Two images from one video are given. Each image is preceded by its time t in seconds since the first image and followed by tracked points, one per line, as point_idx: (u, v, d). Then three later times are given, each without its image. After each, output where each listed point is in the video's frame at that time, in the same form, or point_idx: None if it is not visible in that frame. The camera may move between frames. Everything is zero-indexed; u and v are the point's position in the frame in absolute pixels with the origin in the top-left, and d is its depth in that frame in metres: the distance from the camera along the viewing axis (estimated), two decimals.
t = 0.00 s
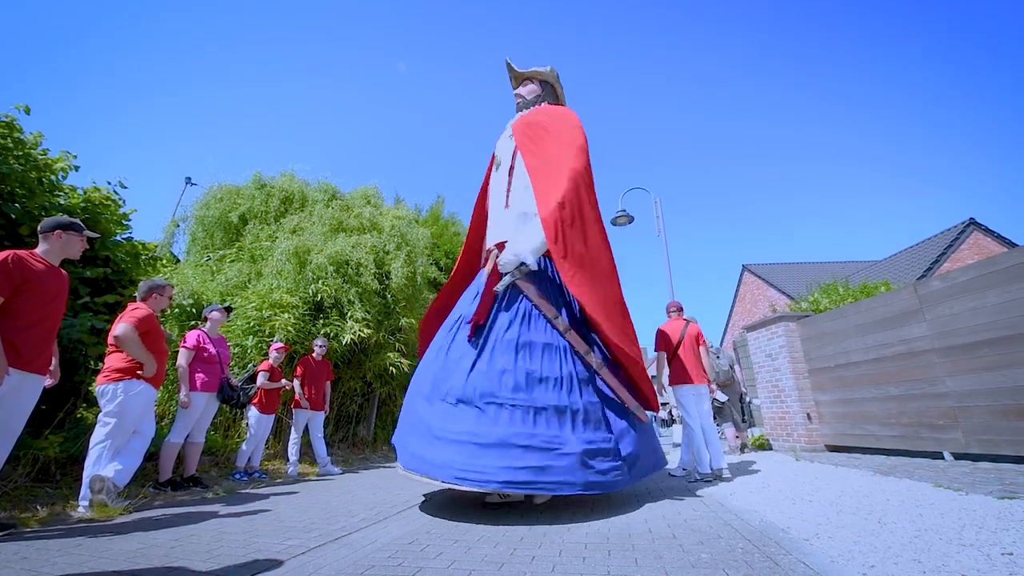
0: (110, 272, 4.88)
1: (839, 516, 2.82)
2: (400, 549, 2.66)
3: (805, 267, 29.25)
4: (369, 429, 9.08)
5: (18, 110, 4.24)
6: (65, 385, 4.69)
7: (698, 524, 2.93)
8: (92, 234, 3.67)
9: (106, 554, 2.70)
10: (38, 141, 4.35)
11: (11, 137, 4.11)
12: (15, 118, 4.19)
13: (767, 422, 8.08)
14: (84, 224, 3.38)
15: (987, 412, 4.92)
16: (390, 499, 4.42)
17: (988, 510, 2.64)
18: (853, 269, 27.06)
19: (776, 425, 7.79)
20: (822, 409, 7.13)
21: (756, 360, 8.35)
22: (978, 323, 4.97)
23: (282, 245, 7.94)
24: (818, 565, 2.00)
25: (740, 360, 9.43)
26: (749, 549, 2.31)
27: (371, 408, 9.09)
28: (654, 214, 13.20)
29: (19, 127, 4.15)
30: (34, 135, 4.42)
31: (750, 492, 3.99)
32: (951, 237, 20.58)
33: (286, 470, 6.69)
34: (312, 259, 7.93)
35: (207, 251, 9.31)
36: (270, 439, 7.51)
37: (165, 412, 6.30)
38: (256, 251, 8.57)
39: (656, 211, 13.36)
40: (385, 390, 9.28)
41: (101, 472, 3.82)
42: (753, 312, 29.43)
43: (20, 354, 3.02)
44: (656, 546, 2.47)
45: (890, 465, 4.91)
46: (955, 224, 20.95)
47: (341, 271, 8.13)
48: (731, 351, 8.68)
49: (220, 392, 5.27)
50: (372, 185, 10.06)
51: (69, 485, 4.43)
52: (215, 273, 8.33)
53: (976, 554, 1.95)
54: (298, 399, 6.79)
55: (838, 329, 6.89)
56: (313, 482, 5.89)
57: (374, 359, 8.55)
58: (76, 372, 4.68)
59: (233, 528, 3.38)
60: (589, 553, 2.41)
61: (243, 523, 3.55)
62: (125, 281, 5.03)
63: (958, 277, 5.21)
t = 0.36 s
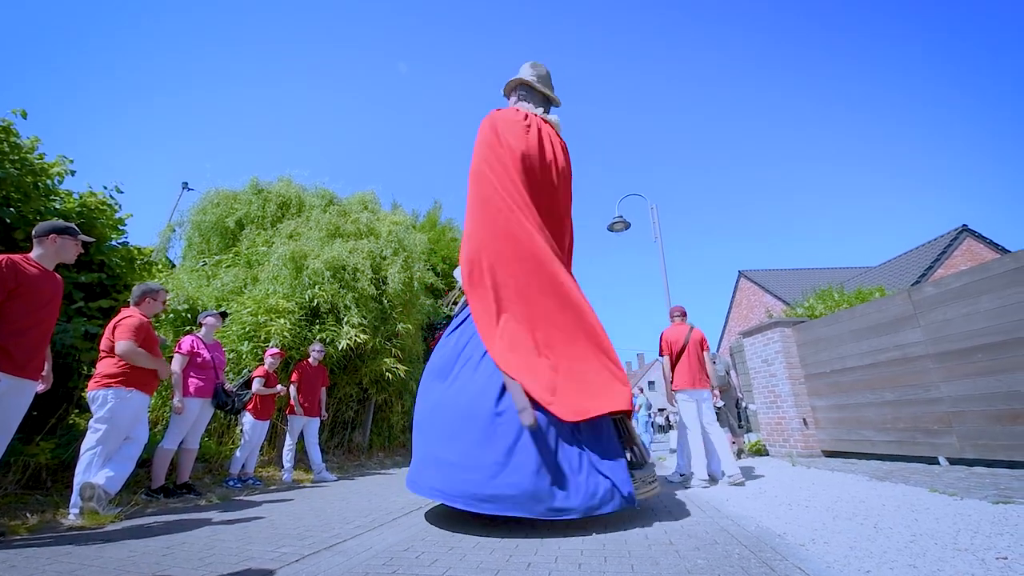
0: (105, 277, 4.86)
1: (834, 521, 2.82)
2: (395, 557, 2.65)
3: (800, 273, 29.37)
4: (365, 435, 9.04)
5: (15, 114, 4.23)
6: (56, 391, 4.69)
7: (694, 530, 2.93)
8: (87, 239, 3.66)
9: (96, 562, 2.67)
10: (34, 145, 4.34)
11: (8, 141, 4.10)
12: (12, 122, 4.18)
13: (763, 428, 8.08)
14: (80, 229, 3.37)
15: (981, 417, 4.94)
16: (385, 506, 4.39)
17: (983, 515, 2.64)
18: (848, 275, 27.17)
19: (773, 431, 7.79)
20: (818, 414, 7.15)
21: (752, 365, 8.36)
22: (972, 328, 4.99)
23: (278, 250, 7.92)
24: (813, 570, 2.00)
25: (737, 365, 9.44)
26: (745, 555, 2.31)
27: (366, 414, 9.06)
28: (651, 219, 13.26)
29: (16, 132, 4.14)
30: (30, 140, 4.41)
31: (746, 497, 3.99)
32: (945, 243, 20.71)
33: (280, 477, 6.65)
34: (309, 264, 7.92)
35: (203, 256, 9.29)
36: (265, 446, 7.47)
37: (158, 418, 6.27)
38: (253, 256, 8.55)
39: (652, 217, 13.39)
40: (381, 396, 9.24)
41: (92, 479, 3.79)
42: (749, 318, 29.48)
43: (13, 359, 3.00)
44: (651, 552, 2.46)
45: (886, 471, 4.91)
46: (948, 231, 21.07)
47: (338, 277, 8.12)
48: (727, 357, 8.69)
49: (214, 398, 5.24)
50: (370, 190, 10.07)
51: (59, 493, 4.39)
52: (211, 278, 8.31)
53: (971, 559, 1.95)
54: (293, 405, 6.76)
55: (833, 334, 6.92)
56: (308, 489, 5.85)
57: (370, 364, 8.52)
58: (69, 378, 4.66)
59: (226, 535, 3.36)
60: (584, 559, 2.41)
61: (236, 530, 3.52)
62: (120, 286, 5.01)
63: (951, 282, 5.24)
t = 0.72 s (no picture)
0: (95, 274, 4.83)
1: (824, 515, 2.85)
2: (388, 553, 2.66)
3: (793, 271, 29.56)
4: (359, 433, 9.03)
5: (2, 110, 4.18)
6: (46, 389, 4.62)
7: (686, 525, 2.95)
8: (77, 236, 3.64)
9: (87, 561, 2.66)
10: (22, 141, 4.30)
11: None
12: None
13: (755, 424, 8.14)
14: (69, 226, 3.36)
15: (968, 412, 5.00)
16: (378, 504, 4.40)
17: (969, 508, 2.68)
18: (840, 273, 27.38)
19: (765, 427, 7.85)
20: (809, 411, 7.21)
21: (744, 362, 8.41)
22: (959, 326, 5.06)
23: (271, 248, 7.89)
24: (802, 563, 2.02)
25: (730, 362, 9.51)
26: (736, 549, 2.33)
27: (360, 413, 9.04)
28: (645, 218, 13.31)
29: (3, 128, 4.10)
30: (18, 136, 4.37)
31: (738, 493, 4.02)
32: (934, 241, 20.91)
33: (273, 475, 6.63)
34: (302, 261, 7.89)
35: (195, 254, 9.24)
36: (258, 444, 7.45)
37: (150, 417, 6.24)
38: (245, 254, 8.51)
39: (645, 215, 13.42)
40: (376, 394, 9.22)
41: (82, 478, 3.77)
42: (742, 316, 29.64)
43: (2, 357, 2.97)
44: (643, 547, 2.48)
45: (875, 466, 4.97)
46: (938, 229, 21.25)
47: (331, 274, 8.10)
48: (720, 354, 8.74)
49: (205, 396, 5.22)
50: (363, 188, 10.03)
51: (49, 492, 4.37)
52: (203, 276, 8.27)
53: (956, 551, 1.99)
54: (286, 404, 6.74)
55: (824, 331, 6.98)
56: (302, 487, 5.85)
57: (364, 362, 8.51)
58: (59, 376, 4.61)
59: (219, 533, 3.36)
60: (577, 554, 2.43)
61: (229, 528, 3.52)
62: (110, 284, 4.97)
63: (939, 280, 5.30)
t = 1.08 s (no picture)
0: (87, 270, 4.80)
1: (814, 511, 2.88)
2: (382, 549, 2.67)
3: (787, 270, 29.71)
4: (354, 430, 9.03)
5: None
6: (38, 386, 4.58)
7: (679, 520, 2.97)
8: (68, 231, 3.62)
9: (79, 557, 2.67)
10: (13, 135, 4.26)
11: None
12: None
13: (749, 422, 8.18)
14: (61, 221, 3.34)
15: (957, 410, 5.06)
16: (372, 500, 4.41)
17: (957, 504, 2.72)
18: (834, 272, 27.53)
19: (758, 425, 7.90)
20: (802, 408, 7.26)
21: (738, 360, 8.46)
22: (949, 324, 5.11)
23: (266, 244, 7.87)
24: (792, 558, 2.05)
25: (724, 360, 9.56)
26: (727, 544, 2.35)
27: (356, 410, 9.04)
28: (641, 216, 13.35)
29: None
30: (8, 130, 4.33)
31: (731, 489, 4.05)
32: (927, 241, 21.05)
33: (268, 472, 6.63)
34: (297, 258, 7.87)
35: (189, 250, 9.20)
36: (252, 442, 7.44)
37: (143, 414, 6.22)
38: (239, 250, 8.48)
39: (641, 213, 13.45)
40: (371, 391, 9.22)
41: (75, 474, 3.76)
42: (737, 315, 29.78)
43: None
44: (636, 542, 2.50)
45: (866, 463, 5.02)
46: (930, 229, 21.38)
47: (326, 271, 8.08)
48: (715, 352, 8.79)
49: (199, 392, 5.20)
50: (359, 184, 10.01)
51: (41, 489, 4.36)
52: (197, 272, 8.24)
53: (943, 546, 2.02)
54: (280, 401, 6.73)
55: (816, 330, 7.03)
56: (296, 484, 5.85)
57: (359, 359, 8.50)
58: (52, 373, 4.57)
59: (212, 529, 3.37)
60: (570, 549, 2.45)
61: (223, 525, 3.52)
62: (102, 280, 4.95)
63: (931, 278, 5.34)
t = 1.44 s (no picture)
0: (83, 269, 4.79)
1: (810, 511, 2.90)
2: (379, 548, 2.67)
3: (785, 271, 29.76)
4: (352, 430, 9.02)
5: None
6: (32, 385, 4.53)
7: (675, 520, 2.98)
8: (64, 229, 3.61)
9: (74, 556, 2.66)
10: (9, 133, 4.25)
11: None
12: None
13: (746, 423, 8.20)
14: (56, 219, 3.33)
15: (952, 411, 5.08)
16: (369, 500, 4.42)
17: (951, 504, 2.74)
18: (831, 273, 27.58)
19: (754, 425, 7.92)
20: (798, 409, 7.28)
21: (735, 361, 8.47)
22: (944, 326, 5.13)
23: (263, 244, 7.86)
24: (786, 557, 2.06)
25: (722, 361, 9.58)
26: (722, 543, 2.36)
27: (353, 410, 9.03)
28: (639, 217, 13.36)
29: None
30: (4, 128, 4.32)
31: (727, 489, 4.06)
32: (923, 243, 21.11)
33: (264, 472, 6.62)
34: (295, 258, 7.86)
35: (186, 249, 9.19)
36: (249, 441, 7.43)
37: (139, 414, 6.22)
38: (237, 250, 8.46)
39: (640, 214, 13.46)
40: (369, 392, 9.21)
41: (70, 474, 3.75)
42: (735, 316, 29.81)
43: None
44: (632, 541, 2.50)
45: (861, 463, 5.03)
46: (927, 230, 21.45)
47: (324, 271, 8.07)
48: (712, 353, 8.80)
49: (195, 392, 5.19)
50: (357, 184, 10.01)
51: (36, 488, 4.34)
52: (195, 271, 8.23)
53: (937, 545, 2.03)
54: (277, 401, 6.72)
55: (813, 331, 7.05)
56: (293, 484, 5.84)
57: (357, 359, 8.49)
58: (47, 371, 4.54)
59: (209, 528, 3.37)
60: (567, 548, 2.45)
61: (220, 524, 3.52)
62: (99, 279, 4.94)
63: (926, 280, 5.36)
